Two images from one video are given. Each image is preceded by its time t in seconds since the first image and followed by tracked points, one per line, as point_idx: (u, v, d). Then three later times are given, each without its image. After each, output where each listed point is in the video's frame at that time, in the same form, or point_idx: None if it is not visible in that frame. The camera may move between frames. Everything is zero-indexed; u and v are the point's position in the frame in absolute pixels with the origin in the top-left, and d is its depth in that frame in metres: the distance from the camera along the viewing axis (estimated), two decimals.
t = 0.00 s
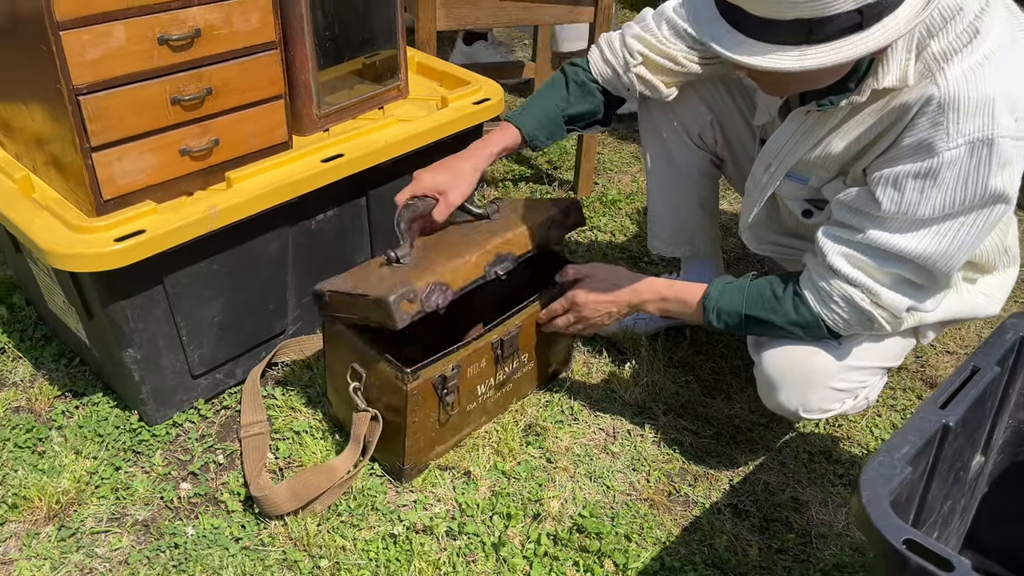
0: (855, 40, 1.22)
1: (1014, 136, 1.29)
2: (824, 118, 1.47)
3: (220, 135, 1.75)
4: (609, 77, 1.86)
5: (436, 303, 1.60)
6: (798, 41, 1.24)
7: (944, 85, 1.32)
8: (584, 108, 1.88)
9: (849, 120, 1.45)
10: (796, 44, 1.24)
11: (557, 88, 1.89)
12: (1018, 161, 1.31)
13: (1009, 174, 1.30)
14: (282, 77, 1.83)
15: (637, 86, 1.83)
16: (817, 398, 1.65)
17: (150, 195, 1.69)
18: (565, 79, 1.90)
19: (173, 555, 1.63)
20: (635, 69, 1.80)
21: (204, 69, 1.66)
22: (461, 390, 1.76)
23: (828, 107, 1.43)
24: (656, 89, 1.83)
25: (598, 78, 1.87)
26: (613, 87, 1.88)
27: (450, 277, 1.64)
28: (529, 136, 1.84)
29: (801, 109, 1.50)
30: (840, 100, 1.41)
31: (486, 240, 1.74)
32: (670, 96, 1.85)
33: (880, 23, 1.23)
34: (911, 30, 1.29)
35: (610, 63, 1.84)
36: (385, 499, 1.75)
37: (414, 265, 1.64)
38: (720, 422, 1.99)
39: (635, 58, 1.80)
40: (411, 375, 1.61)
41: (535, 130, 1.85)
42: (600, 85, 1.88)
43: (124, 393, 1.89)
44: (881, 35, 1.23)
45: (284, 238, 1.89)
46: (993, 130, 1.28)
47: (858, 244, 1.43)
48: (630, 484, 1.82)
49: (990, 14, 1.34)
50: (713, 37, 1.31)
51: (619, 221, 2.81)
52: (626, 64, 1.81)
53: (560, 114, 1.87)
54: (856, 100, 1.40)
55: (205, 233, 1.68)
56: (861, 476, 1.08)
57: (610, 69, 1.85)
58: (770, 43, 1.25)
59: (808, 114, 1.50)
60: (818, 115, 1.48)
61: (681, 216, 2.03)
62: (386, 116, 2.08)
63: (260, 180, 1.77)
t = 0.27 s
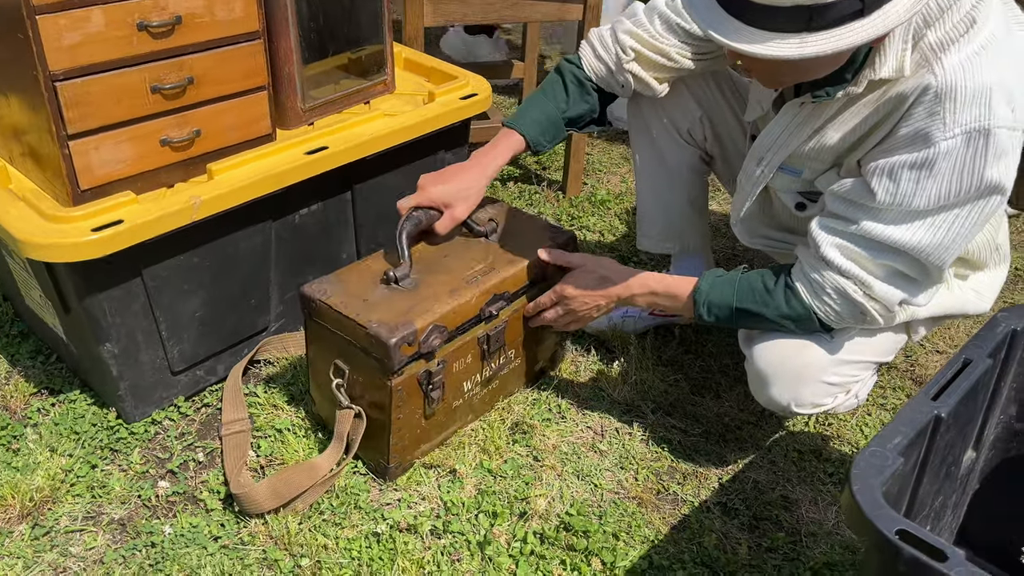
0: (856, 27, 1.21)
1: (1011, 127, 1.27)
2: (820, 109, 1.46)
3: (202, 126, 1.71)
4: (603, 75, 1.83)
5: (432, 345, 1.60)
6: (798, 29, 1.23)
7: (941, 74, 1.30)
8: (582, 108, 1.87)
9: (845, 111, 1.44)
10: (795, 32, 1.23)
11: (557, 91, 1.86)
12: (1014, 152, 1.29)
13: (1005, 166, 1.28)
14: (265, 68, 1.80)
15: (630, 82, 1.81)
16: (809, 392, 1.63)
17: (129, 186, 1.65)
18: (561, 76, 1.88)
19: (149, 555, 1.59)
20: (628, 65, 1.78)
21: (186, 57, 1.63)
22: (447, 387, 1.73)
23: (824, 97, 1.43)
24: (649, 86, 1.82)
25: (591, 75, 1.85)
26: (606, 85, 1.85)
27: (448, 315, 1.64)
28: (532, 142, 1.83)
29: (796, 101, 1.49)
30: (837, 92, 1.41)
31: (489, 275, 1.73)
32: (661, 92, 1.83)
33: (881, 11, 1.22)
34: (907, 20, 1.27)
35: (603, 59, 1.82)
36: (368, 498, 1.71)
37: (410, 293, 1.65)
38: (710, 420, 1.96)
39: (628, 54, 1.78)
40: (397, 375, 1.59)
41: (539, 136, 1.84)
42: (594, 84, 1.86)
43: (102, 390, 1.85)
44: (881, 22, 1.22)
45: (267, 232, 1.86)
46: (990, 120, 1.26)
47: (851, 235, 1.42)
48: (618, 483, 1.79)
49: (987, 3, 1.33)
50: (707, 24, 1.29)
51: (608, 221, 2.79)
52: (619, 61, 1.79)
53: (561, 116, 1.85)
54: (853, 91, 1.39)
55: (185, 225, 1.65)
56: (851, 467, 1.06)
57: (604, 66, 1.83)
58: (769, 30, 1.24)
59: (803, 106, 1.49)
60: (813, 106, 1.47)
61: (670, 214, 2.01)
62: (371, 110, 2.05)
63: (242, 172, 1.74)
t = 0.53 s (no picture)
0: (863, 31, 1.21)
1: (1005, 128, 1.27)
2: (815, 109, 1.45)
3: (188, 121, 1.69)
4: (595, 75, 1.82)
5: (425, 363, 1.59)
6: (805, 34, 1.23)
7: (939, 73, 1.29)
8: (579, 111, 1.83)
9: (841, 109, 1.42)
10: (802, 37, 1.23)
11: (552, 91, 1.83)
12: (1008, 153, 1.29)
13: (999, 166, 1.28)
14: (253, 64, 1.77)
15: (621, 83, 1.80)
16: (800, 390, 1.62)
17: (112, 181, 1.62)
18: (555, 79, 1.84)
19: (130, 558, 1.55)
20: (620, 65, 1.76)
21: (172, 51, 1.60)
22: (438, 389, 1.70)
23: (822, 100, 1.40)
24: (640, 88, 1.80)
25: (582, 75, 1.83)
26: (597, 85, 1.84)
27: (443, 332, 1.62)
28: (532, 148, 1.79)
29: (793, 99, 1.48)
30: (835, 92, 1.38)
31: (486, 291, 1.71)
32: (651, 93, 1.81)
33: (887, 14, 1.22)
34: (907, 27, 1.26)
35: (596, 59, 1.80)
36: (355, 500, 1.68)
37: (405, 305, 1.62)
38: (701, 423, 1.94)
39: (619, 54, 1.76)
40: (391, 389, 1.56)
41: (538, 141, 1.80)
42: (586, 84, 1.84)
43: (82, 390, 1.81)
44: (886, 26, 1.22)
45: (252, 229, 1.83)
46: (986, 120, 1.26)
47: (844, 232, 1.41)
48: (609, 485, 1.77)
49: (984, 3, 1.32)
50: (713, 31, 1.29)
51: (597, 224, 2.78)
52: (611, 61, 1.77)
53: (559, 120, 1.82)
54: (851, 91, 1.38)
55: (170, 221, 1.62)
56: (848, 462, 1.05)
57: (595, 66, 1.81)
58: (776, 35, 1.24)
59: (799, 104, 1.48)
60: (809, 105, 1.46)
61: (661, 216, 1.98)
62: (360, 109, 2.03)
63: (228, 168, 1.72)
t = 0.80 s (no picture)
0: (868, 27, 1.20)
1: (1006, 118, 1.27)
2: (815, 104, 1.44)
3: (178, 114, 1.67)
4: (588, 71, 1.79)
5: (420, 359, 1.57)
6: (810, 32, 1.22)
7: (941, 63, 1.29)
8: (572, 109, 1.81)
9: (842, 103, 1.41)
10: (806, 35, 1.22)
11: (546, 87, 1.81)
12: (1010, 144, 1.29)
13: (1002, 158, 1.28)
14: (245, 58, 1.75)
15: (615, 79, 1.77)
16: (806, 389, 1.61)
17: (101, 175, 1.60)
18: (549, 76, 1.82)
19: (117, 558, 1.52)
20: (613, 62, 1.73)
21: (163, 43, 1.58)
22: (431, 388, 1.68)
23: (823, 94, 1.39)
24: (633, 85, 1.78)
25: (576, 71, 1.80)
26: (590, 81, 1.81)
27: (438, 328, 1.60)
28: (528, 146, 1.76)
29: (793, 95, 1.46)
30: (837, 88, 1.37)
31: (480, 288, 1.69)
32: (645, 91, 1.80)
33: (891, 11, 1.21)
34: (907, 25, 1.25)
35: (588, 56, 1.77)
36: (347, 499, 1.66)
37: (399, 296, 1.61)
38: (696, 423, 1.93)
39: (613, 51, 1.73)
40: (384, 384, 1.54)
41: (534, 139, 1.77)
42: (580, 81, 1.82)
43: (69, 389, 1.78)
44: (892, 22, 1.21)
45: (243, 226, 1.81)
46: (989, 111, 1.26)
47: (848, 227, 1.40)
48: (604, 484, 1.75)
49: None
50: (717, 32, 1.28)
51: (591, 225, 2.76)
52: (604, 57, 1.75)
53: (554, 118, 1.80)
54: (853, 86, 1.36)
55: (160, 215, 1.60)
56: (849, 455, 1.03)
57: (588, 62, 1.78)
58: (780, 34, 1.23)
59: (799, 100, 1.47)
60: (810, 101, 1.45)
61: (654, 215, 1.97)
62: (353, 105, 2.01)
63: (220, 163, 1.70)
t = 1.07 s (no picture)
0: (862, 34, 1.20)
1: (991, 119, 1.28)
2: (804, 106, 1.43)
3: (165, 113, 1.66)
4: (575, 80, 1.79)
5: (407, 358, 1.56)
6: (805, 40, 1.21)
7: (928, 64, 1.29)
8: (554, 122, 1.82)
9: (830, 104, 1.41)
10: (802, 43, 1.21)
11: (529, 101, 1.81)
12: (994, 144, 1.30)
13: (986, 157, 1.29)
14: (233, 57, 1.75)
15: (603, 88, 1.78)
16: (801, 389, 1.62)
17: (87, 173, 1.59)
18: (532, 89, 1.82)
19: (100, 558, 1.50)
20: (600, 71, 1.74)
21: (150, 41, 1.58)
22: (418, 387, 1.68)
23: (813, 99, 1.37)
24: (621, 92, 1.78)
25: (563, 81, 1.80)
26: (578, 91, 1.81)
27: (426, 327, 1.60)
28: (506, 160, 1.79)
29: (781, 97, 1.46)
30: (826, 90, 1.36)
31: (468, 287, 1.69)
32: (632, 98, 1.80)
33: (886, 15, 1.21)
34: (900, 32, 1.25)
35: (575, 64, 1.78)
36: (333, 499, 1.65)
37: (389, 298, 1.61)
38: (683, 424, 1.93)
39: (600, 59, 1.73)
40: (370, 382, 1.53)
41: (513, 153, 1.79)
42: (566, 90, 1.82)
43: (53, 389, 1.77)
44: (885, 29, 1.21)
45: (230, 225, 1.80)
46: (974, 111, 1.27)
47: (834, 225, 1.40)
48: (591, 485, 1.75)
49: None
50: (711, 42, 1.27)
51: (579, 229, 2.77)
52: (591, 66, 1.75)
53: (534, 133, 1.81)
54: (843, 88, 1.36)
55: (147, 213, 1.59)
56: (833, 450, 1.03)
57: (575, 71, 1.78)
58: (776, 44, 1.22)
59: (787, 102, 1.46)
60: (798, 102, 1.44)
61: (642, 220, 1.97)
62: (341, 106, 2.01)
63: (208, 161, 1.69)
